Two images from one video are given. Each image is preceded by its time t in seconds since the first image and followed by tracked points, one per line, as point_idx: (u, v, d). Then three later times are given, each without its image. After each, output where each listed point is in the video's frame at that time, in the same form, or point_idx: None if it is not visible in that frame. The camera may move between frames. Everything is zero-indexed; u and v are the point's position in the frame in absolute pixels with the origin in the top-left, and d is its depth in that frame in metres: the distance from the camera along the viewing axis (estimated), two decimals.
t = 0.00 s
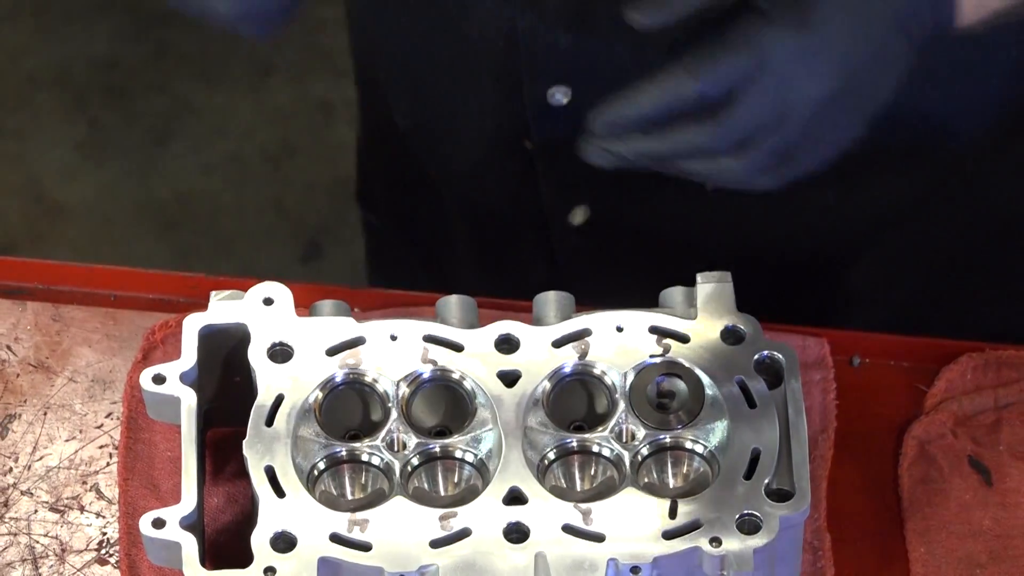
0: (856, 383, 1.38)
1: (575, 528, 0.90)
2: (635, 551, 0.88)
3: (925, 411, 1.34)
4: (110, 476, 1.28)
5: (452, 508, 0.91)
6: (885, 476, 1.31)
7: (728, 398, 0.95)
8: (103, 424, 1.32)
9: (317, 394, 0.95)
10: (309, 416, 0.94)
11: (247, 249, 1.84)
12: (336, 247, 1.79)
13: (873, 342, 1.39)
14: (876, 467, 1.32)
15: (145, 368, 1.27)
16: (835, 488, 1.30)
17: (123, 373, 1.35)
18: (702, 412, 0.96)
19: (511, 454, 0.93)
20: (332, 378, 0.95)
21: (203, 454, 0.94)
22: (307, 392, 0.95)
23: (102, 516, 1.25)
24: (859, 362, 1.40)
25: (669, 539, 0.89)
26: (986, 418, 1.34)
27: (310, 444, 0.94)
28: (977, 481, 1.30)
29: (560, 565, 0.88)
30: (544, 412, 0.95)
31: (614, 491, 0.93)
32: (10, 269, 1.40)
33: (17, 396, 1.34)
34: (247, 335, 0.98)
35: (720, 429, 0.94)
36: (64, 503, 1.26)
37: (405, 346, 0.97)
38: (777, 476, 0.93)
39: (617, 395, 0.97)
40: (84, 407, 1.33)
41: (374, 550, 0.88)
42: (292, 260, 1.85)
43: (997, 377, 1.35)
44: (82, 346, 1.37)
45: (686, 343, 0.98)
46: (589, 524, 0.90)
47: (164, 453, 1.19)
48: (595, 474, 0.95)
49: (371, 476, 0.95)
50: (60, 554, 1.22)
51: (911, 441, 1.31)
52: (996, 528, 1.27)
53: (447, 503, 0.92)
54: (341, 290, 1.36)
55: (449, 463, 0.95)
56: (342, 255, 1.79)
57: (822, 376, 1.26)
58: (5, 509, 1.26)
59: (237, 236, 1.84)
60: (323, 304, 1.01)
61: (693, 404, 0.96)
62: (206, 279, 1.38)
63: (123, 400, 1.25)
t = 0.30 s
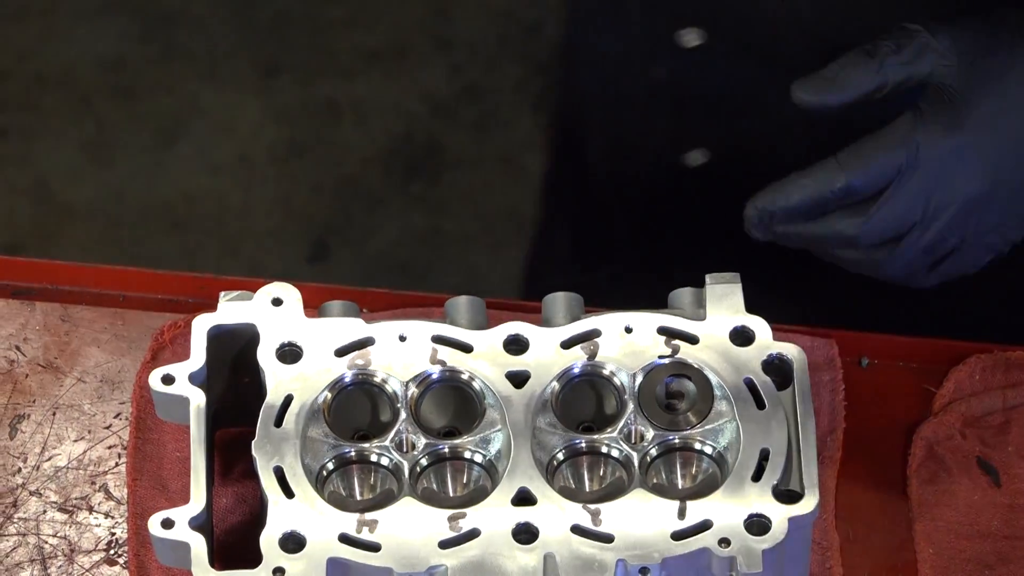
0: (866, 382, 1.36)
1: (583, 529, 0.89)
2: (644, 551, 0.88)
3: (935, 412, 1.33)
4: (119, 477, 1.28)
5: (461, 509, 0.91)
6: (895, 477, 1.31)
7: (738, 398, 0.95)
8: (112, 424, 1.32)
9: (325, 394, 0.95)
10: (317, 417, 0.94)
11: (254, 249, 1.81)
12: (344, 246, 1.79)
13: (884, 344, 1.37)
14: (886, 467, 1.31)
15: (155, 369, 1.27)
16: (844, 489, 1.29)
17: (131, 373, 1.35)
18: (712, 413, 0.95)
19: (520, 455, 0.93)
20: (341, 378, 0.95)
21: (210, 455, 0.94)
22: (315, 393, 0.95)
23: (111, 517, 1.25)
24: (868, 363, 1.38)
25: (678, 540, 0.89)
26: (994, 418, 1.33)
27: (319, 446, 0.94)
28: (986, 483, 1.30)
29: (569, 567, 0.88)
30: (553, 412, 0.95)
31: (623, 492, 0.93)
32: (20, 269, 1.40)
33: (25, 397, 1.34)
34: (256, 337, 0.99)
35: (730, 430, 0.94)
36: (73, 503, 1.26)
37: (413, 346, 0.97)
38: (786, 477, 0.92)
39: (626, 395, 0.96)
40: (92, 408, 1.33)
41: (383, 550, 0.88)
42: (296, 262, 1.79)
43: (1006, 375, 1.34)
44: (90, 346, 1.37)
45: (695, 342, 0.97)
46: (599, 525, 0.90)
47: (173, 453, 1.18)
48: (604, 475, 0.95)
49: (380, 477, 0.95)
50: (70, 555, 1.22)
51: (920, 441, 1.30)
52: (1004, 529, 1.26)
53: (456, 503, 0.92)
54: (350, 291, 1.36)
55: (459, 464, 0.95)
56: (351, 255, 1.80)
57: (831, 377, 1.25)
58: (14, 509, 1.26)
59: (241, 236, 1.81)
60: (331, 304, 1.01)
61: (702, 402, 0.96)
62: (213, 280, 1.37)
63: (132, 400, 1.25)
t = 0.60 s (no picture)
0: (869, 383, 1.35)
1: (588, 530, 0.89)
2: (648, 553, 0.88)
3: (939, 412, 1.32)
4: (123, 477, 1.28)
5: (465, 509, 0.90)
6: (898, 475, 1.29)
7: (742, 400, 0.95)
8: (115, 424, 1.32)
9: (329, 395, 0.95)
10: (322, 418, 0.94)
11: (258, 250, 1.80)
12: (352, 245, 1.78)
13: (888, 344, 1.36)
14: (889, 464, 1.30)
15: (158, 369, 1.26)
16: (848, 488, 1.28)
17: (135, 374, 1.35)
18: (716, 414, 0.95)
19: (524, 456, 0.93)
20: (345, 379, 0.95)
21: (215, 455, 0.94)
22: (320, 394, 0.95)
23: (115, 517, 1.25)
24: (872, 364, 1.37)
25: (682, 541, 0.88)
26: (998, 416, 1.33)
27: (323, 447, 0.94)
28: (989, 484, 1.30)
29: (573, 568, 0.87)
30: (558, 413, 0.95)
31: (627, 493, 0.92)
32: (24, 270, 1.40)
33: (30, 397, 1.34)
34: (260, 338, 0.98)
35: (735, 431, 0.94)
36: (77, 504, 1.26)
37: (417, 347, 0.97)
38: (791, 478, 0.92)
39: (631, 396, 0.96)
40: (96, 408, 1.33)
41: (387, 551, 0.88)
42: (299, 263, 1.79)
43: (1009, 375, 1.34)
44: (94, 347, 1.36)
45: (700, 342, 0.97)
46: (603, 526, 0.89)
47: (177, 454, 1.18)
48: (609, 476, 0.95)
49: (385, 477, 0.95)
50: (73, 555, 1.22)
51: (924, 442, 1.30)
52: (1009, 531, 1.27)
53: (461, 504, 0.92)
54: (353, 292, 1.36)
55: (464, 465, 0.95)
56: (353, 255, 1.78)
57: (835, 377, 1.25)
58: (18, 509, 1.26)
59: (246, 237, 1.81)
60: (336, 304, 1.01)
61: (706, 403, 0.96)
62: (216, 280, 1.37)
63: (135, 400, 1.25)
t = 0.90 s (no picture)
0: (869, 384, 1.35)
1: (589, 530, 0.89)
2: (649, 553, 0.88)
3: (940, 413, 1.32)
4: (123, 477, 1.28)
5: (465, 509, 0.90)
6: (900, 476, 1.29)
7: (743, 400, 0.95)
8: (116, 424, 1.32)
9: (330, 395, 0.94)
10: (322, 418, 0.94)
11: (258, 250, 1.80)
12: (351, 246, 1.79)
13: (888, 344, 1.36)
14: (888, 463, 1.30)
15: (159, 369, 1.26)
16: (848, 488, 1.28)
17: (135, 374, 1.35)
18: (716, 414, 0.95)
19: (524, 456, 0.93)
20: (345, 379, 0.95)
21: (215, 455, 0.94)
22: (320, 394, 0.95)
23: (115, 517, 1.25)
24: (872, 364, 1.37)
25: (683, 541, 0.88)
26: (999, 417, 1.33)
27: (323, 447, 0.93)
28: (991, 483, 1.29)
29: (573, 568, 0.87)
30: (558, 413, 0.95)
31: (627, 493, 0.92)
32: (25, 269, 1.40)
33: (30, 397, 1.34)
34: (261, 338, 0.98)
35: (735, 431, 0.94)
36: (77, 504, 1.26)
37: (417, 347, 0.97)
38: (791, 479, 0.92)
39: (631, 396, 0.96)
40: (97, 408, 1.33)
41: (388, 551, 0.88)
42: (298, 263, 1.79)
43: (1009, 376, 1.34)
44: (95, 347, 1.37)
45: (700, 343, 0.97)
46: (604, 526, 0.89)
47: (177, 454, 1.18)
48: (609, 476, 0.95)
49: (385, 477, 0.95)
50: (73, 555, 1.22)
51: (924, 443, 1.30)
52: (1009, 530, 1.26)
53: (461, 504, 0.92)
54: (353, 292, 1.36)
55: (464, 465, 0.95)
56: (353, 256, 1.78)
57: (836, 377, 1.25)
58: (18, 509, 1.26)
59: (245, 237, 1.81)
60: (336, 304, 1.01)
61: (706, 403, 0.95)
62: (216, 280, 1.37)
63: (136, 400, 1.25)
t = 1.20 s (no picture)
0: (864, 389, 1.32)
1: (589, 530, 0.89)
2: (648, 553, 0.88)
3: (938, 412, 1.27)
4: (122, 477, 1.28)
5: (465, 509, 0.90)
6: (897, 477, 1.23)
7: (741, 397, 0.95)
8: (115, 425, 1.32)
9: (329, 396, 0.94)
10: (321, 418, 0.94)
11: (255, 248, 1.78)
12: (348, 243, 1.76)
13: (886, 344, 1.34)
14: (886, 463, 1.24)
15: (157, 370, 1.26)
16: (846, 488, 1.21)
17: (134, 374, 1.34)
18: (716, 411, 0.96)
19: (524, 455, 0.93)
20: (345, 379, 0.95)
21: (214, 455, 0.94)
22: (319, 394, 0.94)
23: (114, 518, 1.25)
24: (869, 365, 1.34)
25: (682, 542, 0.88)
26: (1003, 416, 1.27)
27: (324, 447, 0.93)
28: (996, 485, 1.22)
29: (572, 568, 0.87)
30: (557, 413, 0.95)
31: (626, 494, 0.92)
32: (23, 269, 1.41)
33: (29, 397, 1.34)
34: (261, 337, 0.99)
35: (734, 429, 0.95)
36: (75, 504, 1.26)
37: (416, 348, 0.96)
38: (792, 480, 0.92)
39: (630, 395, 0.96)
40: (96, 409, 1.32)
41: (386, 551, 0.87)
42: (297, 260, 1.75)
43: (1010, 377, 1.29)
44: (94, 347, 1.36)
45: (700, 340, 0.97)
46: (603, 526, 0.89)
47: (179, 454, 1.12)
48: (608, 477, 0.94)
49: (382, 477, 0.94)
50: (73, 556, 1.22)
51: (923, 442, 1.24)
52: (1009, 530, 1.19)
53: (461, 504, 0.92)
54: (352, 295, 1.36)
55: (462, 465, 0.95)
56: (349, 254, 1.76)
57: (835, 377, 1.14)
58: (16, 509, 1.26)
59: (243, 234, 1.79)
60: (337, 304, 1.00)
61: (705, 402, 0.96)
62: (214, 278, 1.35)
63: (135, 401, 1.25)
